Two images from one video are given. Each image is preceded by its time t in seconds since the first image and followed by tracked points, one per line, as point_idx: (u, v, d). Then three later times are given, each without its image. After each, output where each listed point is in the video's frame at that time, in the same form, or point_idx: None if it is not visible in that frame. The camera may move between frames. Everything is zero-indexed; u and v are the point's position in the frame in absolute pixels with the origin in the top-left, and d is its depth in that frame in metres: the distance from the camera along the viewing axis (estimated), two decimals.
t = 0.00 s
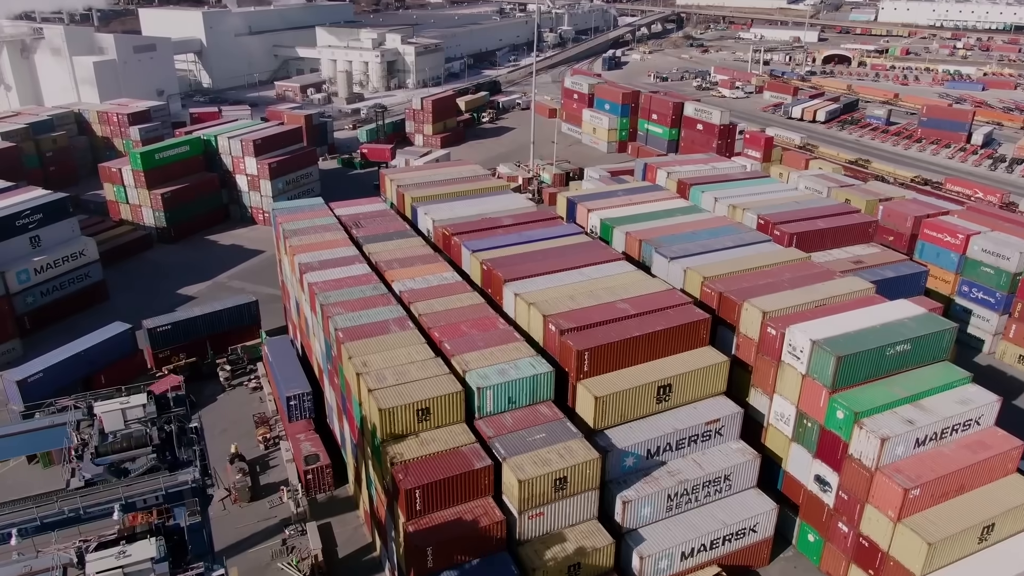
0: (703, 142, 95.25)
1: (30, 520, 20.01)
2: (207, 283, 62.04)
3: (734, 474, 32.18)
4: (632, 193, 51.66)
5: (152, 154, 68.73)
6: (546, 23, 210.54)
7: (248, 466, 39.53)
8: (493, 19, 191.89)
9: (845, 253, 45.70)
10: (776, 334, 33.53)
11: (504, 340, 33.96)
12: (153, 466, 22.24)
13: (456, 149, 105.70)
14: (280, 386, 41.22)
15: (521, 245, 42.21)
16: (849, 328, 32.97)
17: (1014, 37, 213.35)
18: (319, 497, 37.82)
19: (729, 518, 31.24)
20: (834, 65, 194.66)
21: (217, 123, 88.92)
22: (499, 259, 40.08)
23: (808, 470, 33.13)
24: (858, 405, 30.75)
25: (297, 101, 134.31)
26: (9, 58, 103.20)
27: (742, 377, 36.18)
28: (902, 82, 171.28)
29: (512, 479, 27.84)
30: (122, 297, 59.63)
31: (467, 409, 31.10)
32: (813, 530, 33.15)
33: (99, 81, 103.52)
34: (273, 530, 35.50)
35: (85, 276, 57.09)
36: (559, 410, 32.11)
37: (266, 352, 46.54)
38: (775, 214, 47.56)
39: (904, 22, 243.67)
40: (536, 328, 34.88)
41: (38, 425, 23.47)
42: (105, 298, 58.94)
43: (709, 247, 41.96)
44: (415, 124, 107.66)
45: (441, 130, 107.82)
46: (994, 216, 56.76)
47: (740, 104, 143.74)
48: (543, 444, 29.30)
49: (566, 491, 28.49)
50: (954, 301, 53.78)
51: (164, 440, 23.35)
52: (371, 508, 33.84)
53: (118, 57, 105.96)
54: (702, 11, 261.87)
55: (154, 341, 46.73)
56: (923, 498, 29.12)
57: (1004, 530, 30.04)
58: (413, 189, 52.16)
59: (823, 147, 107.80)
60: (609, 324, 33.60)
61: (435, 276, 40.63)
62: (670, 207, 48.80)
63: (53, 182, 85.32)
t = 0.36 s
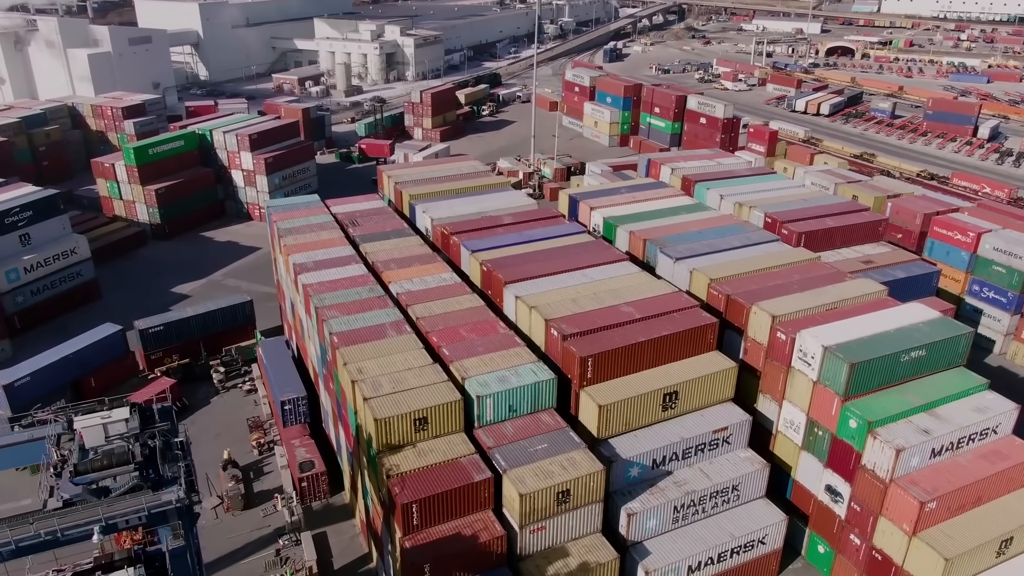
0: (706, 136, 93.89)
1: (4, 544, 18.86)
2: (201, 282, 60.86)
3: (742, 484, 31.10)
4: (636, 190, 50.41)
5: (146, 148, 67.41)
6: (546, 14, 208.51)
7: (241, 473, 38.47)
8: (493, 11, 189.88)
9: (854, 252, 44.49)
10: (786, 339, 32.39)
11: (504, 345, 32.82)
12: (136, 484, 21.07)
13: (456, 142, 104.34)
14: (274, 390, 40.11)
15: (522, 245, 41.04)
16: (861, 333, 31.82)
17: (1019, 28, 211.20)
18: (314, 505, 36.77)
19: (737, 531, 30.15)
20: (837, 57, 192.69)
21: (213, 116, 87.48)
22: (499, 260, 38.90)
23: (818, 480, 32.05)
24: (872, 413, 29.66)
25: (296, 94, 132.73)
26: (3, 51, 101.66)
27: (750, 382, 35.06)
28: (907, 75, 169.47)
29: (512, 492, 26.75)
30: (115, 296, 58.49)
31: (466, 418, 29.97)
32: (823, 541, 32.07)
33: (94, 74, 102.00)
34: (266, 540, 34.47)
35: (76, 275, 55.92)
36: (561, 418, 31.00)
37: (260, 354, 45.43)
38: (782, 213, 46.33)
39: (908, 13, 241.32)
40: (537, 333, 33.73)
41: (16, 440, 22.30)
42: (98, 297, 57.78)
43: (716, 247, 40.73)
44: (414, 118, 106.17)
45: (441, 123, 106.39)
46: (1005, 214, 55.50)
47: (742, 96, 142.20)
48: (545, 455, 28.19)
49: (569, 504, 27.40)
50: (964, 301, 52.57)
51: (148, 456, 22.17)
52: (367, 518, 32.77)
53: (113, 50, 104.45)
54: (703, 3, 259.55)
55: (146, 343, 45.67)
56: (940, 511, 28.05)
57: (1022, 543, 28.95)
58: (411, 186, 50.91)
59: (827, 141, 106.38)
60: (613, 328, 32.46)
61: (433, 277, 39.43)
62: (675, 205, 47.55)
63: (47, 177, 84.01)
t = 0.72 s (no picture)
0: (709, 130, 92.44)
1: None
2: (195, 280, 59.70)
3: (751, 495, 30.00)
4: (639, 187, 49.15)
5: (139, 143, 66.09)
6: (547, 5, 206.33)
7: (234, 480, 37.41)
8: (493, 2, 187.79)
9: (864, 252, 43.28)
10: (797, 346, 31.26)
11: (504, 351, 31.67)
12: (115, 507, 20.01)
13: (456, 136, 102.95)
14: (268, 395, 39.03)
15: (523, 245, 39.84)
16: (875, 340, 30.68)
17: None
18: (308, 514, 35.70)
19: (746, 544, 29.05)
20: (840, 49, 190.60)
21: (208, 110, 86.02)
22: (499, 261, 37.73)
23: (830, 491, 30.97)
24: (887, 424, 28.56)
25: (293, 87, 131.08)
26: None
27: (759, 389, 33.96)
28: (911, 67, 167.62)
29: (513, 508, 25.67)
30: (107, 294, 57.36)
31: (466, 428, 28.86)
32: (834, 554, 31.00)
33: (88, 67, 100.44)
34: (259, 552, 33.44)
35: (68, 273, 54.71)
36: (564, 428, 29.90)
37: (254, 356, 44.28)
38: (790, 211, 45.09)
39: (911, 4, 238.79)
40: (539, 338, 32.57)
41: None
42: (90, 296, 56.63)
43: (723, 247, 39.51)
44: (412, 111, 104.63)
45: (440, 116, 104.93)
46: (1017, 211, 54.25)
47: (745, 89, 140.55)
48: (547, 468, 27.11)
49: (572, 520, 26.31)
50: (975, 300, 51.35)
51: (130, 475, 21.06)
52: (363, 530, 31.74)
53: (108, 42, 102.90)
54: None
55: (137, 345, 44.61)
56: (957, 526, 26.96)
57: None
58: (409, 183, 49.64)
59: (832, 135, 105.01)
60: (618, 334, 31.30)
61: (431, 279, 38.26)
62: (680, 203, 46.30)
63: (40, 172, 82.63)
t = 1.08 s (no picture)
0: (712, 125, 91.07)
1: None
2: (190, 279, 58.67)
3: (760, 507, 29.01)
4: (643, 185, 47.99)
5: (132, 139, 64.87)
6: None
7: (227, 488, 36.45)
8: None
9: (874, 253, 42.16)
10: (807, 353, 30.26)
11: (504, 358, 30.65)
12: (96, 530, 19.02)
13: (455, 131, 101.70)
14: (262, 401, 38.04)
15: (523, 246, 38.75)
16: (888, 347, 29.65)
17: None
18: (303, 523, 34.75)
19: (755, 559, 28.06)
20: (844, 42, 188.83)
21: (204, 105, 84.74)
22: (499, 263, 36.66)
23: (841, 503, 29.99)
24: (901, 435, 27.57)
25: (291, 80, 129.60)
26: None
27: (767, 396, 32.95)
28: (915, 60, 165.97)
29: (514, 524, 24.69)
30: (100, 294, 56.34)
31: (465, 439, 27.86)
32: (845, 567, 30.03)
33: (82, 61, 98.97)
34: (253, 563, 32.49)
35: (59, 272, 53.69)
36: (567, 438, 28.90)
37: (248, 359, 43.27)
38: (798, 210, 43.98)
39: None
40: (541, 344, 31.55)
41: None
42: (82, 295, 55.60)
43: (729, 248, 38.43)
44: (411, 105, 103.24)
45: (440, 111, 103.67)
46: None
47: (748, 82, 139.10)
48: (549, 481, 26.11)
49: (575, 536, 25.33)
50: (985, 301, 50.10)
51: (112, 495, 20.09)
52: (359, 542, 30.76)
53: (103, 35, 101.41)
54: None
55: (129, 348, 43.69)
56: (974, 541, 25.97)
57: None
58: (407, 181, 48.49)
59: (836, 129, 103.66)
60: (622, 341, 30.28)
61: (429, 281, 37.21)
62: (684, 202, 45.16)
63: (33, 168, 81.43)
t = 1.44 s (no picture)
0: (716, 120, 89.55)
1: None
2: (183, 278, 57.45)
3: (770, 523, 27.89)
4: (647, 184, 46.69)
5: (125, 135, 63.46)
6: None
7: (219, 499, 35.36)
8: None
9: (885, 255, 40.92)
10: (820, 362, 29.07)
11: (505, 368, 29.48)
12: (72, 562, 17.69)
13: (454, 125, 100.24)
14: (255, 408, 36.91)
15: (524, 249, 37.52)
16: (904, 357, 28.47)
17: None
18: (297, 536, 33.67)
19: None
20: (847, 34, 186.85)
21: (199, 99, 83.29)
22: (500, 267, 35.44)
23: (854, 518, 28.90)
24: (918, 450, 26.43)
25: (289, 73, 127.90)
26: None
27: (777, 406, 31.80)
28: (919, 52, 164.16)
29: (515, 545, 23.57)
30: (92, 294, 55.15)
31: (463, 454, 26.74)
32: None
33: (76, 55, 97.37)
34: None
35: (49, 272, 52.47)
36: (570, 452, 27.77)
37: (241, 363, 42.10)
38: (807, 211, 42.70)
39: None
40: (542, 353, 30.38)
41: None
42: (73, 295, 54.38)
43: (737, 251, 37.19)
44: (410, 99, 101.66)
45: (439, 105, 102.16)
46: None
47: (751, 75, 137.44)
48: (552, 500, 24.98)
49: (579, 557, 24.23)
50: (997, 302, 48.74)
51: (87, 525, 18.96)
52: (354, 558, 29.67)
53: (97, 28, 99.59)
54: None
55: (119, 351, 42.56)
56: (995, 562, 24.92)
57: None
58: (405, 179, 47.19)
59: (841, 123, 102.18)
60: (628, 350, 29.11)
61: (427, 285, 36.01)
62: (689, 202, 43.88)
63: (26, 163, 79.98)
